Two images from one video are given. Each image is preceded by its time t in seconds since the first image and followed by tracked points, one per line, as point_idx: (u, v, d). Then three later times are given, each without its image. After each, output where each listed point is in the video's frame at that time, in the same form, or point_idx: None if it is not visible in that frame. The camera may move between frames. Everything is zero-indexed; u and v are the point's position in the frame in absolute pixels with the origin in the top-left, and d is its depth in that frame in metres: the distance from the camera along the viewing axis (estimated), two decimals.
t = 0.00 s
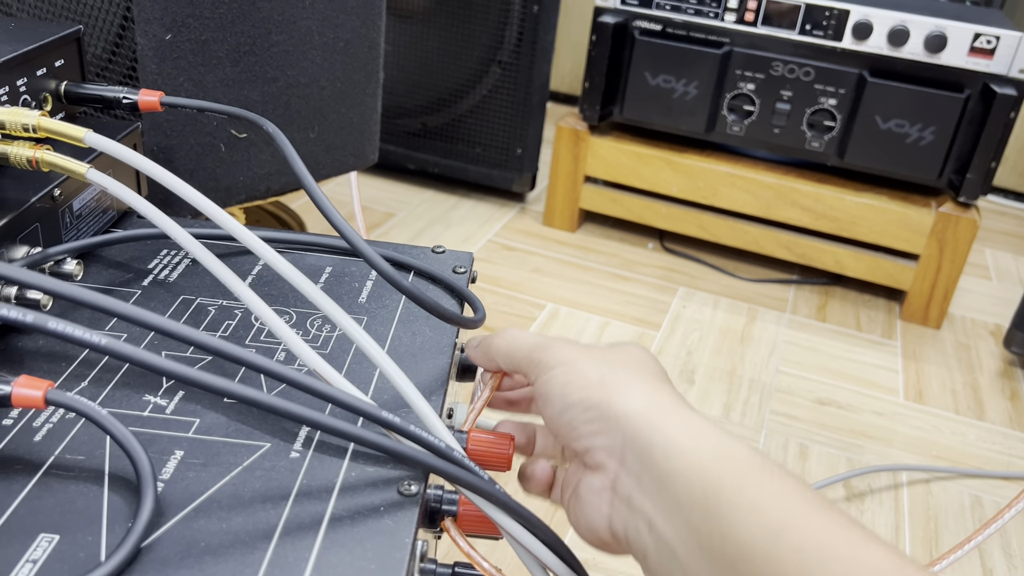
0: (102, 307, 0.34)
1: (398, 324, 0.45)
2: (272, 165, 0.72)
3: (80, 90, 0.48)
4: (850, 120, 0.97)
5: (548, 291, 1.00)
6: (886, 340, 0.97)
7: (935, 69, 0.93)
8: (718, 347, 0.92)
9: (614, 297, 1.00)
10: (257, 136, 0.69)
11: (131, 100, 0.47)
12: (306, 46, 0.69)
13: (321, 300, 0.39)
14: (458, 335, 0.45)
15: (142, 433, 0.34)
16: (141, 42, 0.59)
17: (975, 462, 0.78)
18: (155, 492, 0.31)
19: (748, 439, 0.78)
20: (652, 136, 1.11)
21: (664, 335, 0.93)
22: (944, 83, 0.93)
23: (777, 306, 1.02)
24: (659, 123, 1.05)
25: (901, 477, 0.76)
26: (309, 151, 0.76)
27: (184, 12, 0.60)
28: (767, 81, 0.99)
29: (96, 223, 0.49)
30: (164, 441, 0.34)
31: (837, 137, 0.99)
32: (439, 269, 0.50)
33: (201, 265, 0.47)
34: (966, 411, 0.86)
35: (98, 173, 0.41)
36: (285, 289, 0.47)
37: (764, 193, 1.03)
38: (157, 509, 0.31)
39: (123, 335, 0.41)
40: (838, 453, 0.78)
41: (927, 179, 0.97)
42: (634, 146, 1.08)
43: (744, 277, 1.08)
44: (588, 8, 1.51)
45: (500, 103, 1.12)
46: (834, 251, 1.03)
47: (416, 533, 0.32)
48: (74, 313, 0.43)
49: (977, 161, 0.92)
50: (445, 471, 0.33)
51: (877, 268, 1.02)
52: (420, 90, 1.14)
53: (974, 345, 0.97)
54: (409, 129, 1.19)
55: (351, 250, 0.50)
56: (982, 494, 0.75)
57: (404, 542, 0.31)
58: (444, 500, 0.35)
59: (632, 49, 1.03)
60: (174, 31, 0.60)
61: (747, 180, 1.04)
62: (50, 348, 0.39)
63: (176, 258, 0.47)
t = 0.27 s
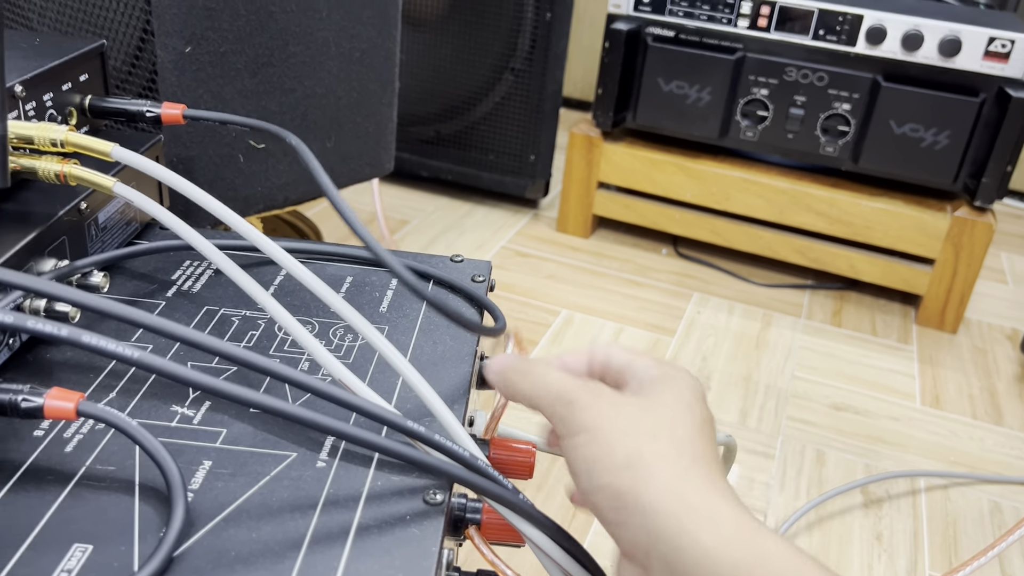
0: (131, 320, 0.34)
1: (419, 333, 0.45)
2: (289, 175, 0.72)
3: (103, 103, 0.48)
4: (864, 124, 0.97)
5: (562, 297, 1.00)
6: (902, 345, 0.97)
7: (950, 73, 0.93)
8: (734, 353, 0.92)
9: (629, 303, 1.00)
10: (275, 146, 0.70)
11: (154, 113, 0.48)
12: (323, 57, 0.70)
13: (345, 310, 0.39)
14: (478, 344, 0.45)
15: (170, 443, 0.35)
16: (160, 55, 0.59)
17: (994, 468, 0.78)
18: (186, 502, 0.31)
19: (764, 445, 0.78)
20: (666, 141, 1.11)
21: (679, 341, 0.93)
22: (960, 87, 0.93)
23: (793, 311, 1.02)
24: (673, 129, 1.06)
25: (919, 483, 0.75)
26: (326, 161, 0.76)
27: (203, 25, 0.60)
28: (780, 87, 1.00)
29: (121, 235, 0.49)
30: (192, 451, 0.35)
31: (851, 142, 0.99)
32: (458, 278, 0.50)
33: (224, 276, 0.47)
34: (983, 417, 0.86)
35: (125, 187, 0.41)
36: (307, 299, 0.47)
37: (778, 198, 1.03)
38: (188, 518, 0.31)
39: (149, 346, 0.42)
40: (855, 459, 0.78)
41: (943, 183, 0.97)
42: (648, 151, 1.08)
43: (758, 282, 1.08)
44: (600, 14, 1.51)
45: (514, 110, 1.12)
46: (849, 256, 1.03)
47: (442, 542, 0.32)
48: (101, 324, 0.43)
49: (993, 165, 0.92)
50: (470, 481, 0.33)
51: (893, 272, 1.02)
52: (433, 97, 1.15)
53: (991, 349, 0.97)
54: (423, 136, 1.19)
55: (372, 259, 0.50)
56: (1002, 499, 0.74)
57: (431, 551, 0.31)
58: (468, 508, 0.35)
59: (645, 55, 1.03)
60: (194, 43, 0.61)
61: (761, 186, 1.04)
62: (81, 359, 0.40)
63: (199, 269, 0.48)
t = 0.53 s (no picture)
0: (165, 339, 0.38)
1: (426, 348, 0.49)
2: (304, 197, 0.76)
3: (135, 138, 0.52)
4: (859, 139, 1.01)
5: (568, 308, 1.03)
6: (899, 352, 1.00)
7: (942, 89, 0.96)
8: (734, 362, 0.95)
9: (633, 314, 1.03)
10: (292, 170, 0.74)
11: (182, 146, 0.52)
12: (336, 84, 0.73)
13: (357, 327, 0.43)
14: (480, 357, 0.49)
15: (202, 450, 0.39)
16: (184, 87, 0.64)
17: (984, 471, 0.81)
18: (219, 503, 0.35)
19: (761, 451, 0.81)
20: (668, 156, 1.14)
21: (680, 350, 0.96)
22: (951, 103, 0.96)
23: (792, 320, 1.05)
24: (674, 144, 1.09)
25: (910, 487, 0.78)
26: (339, 182, 0.79)
27: (224, 59, 0.64)
28: (777, 103, 1.03)
29: (151, 258, 0.53)
30: (222, 457, 0.38)
31: (847, 156, 1.02)
32: (462, 295, 0.54)
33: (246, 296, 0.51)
34: (976, 422, 0.88)
35: (158, 218, 0.45)
36: (323, 317, 0.51)
37: (777, 211, 1.07)
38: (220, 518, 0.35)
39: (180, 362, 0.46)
40: (849, 464, 0.81)
41: (936, 195, 0.99)
42: (651, 166, 1.12)
43: (759, 292, 1.11)
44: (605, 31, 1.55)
45: (520, 126, 1.16)
46: (847, 266, 1.06)
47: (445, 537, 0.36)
48: (136, 343, 0.47)
49: (985, 177, 0.95)
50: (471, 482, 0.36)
51: (890, 282, 1.05)
52: (442, 116, 1.19)
53: (986, 357, 1.00)
54: (432, 152, 1.23)
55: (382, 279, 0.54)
56: (991, 502, 0.77)
57: (435, 545, 0.35)
58: (469, 508, 0.39)
59: (646, 74, 1.07)
60: (216, 76, 0.65)
61: (760, 199, 1.07)
62: (115, 372, 0.43)
63: (224, 290, 0.52)
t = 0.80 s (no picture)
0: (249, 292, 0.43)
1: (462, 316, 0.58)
2: (349, 196, 0.86)
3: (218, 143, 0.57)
4: (854, 139, 1.08)
5: (585, 297, 1.12)
6: (892, 336, 1.08)
7: (929, 92, 1.04)
8: (737, 345, 1.04)
9: (644, 302, 1.12)
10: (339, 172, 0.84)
11: (256, 149, 0.57)
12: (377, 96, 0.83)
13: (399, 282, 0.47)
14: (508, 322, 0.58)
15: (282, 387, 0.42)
16: (250, 101, 0.72)
17: (965, 440, 0.89)
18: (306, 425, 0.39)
19: (761, 422, 0.90)
20: (677, 157, 1.23)
21: (688, 335, 1.05)
22: (938, 104, 1.04)
23: (793, 308, 1.13)
24: (682, 146, 1.17)
25: (896, 453, 0.86)
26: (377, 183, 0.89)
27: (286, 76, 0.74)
28: (777, 107, 1.11)
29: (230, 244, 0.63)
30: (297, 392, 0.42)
31: (843, 155, 1.10)
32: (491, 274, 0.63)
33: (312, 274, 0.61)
34: (961, 397, 0.96)
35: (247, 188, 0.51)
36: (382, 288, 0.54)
37: (779, 207, 1.15)
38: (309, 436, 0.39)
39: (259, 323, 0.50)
40: (841, 433, 0.89)
41: (926, 191, 1.07)
42: (661, 167, 1.20)
43: (763, 283, 1.19)
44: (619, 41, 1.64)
45: (540, 132, 1.25)
46: (844, 257, 1.14)
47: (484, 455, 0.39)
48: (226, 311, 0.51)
49: (968, 173, 1.03)
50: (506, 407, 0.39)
51: (884, 272, 1.13)
52: (468, 123, 1.28)
53: (974, 339, 1.07)
54: (458, 157, 1.32)
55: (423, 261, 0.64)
56: (969, 466, 0.85)
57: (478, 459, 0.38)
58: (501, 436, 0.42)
59: (656, 82, 1.15)
60: (275, 90, 0.73)
61: (763, 196, 1.15)
62: (210, 314, 0.48)
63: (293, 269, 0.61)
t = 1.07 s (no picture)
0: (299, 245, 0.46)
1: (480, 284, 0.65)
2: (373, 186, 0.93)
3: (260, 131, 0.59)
4: (848, 130, 1.14)
5: (593, 283, 1.19)
6: (886, 317, 1.13)
7: (918, 85, 1.10)
8: (737, 326, 1.10)
9: (650, 287, 1.18)
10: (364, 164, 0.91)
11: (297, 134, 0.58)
12: (400, 91, 0.82)
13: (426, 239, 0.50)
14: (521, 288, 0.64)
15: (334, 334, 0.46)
16: (282, 94, 0.72)
17: (952, 410, 0.94)
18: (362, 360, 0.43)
19: (758, 395, 0.96)
20: (681, 150, 1.29)
21: (691, 317, 1.11)
22: (927, 97, 1.10)
23: (792, 292, 1.19)
24: (685, 139, 1.24)
25: (886, 422, 0.92)
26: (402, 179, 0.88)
27: (315, 69, 0.73)
28: (775, 101, 1.17)
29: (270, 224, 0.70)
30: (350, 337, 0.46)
31: (837, 145, 1.16)
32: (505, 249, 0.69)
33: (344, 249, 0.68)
34: (949, 372, 1.02)
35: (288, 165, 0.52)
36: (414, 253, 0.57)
37: (777, 196, 1.21)
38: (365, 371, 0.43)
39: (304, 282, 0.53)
40: (834, 404, 0.95)
41: (916, 179, 1.13)
42: (665, 159, 1.27)
43: (764, 269, 1.25)
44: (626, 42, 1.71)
45: (550, 127, 1.32)
46: (840, 243, 1.20)
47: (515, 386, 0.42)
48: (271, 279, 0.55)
49: (956, 161, 1.09)
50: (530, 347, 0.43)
51: (879, 257, 1.18)
52: (482, 119, 1.35)
53: (964, 320, 1.13)
54: (473, 152, 1.39)
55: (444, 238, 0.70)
56: (955, 433, 0.91)
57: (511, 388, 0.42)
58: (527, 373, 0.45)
59: (659, 78, 1.22)
60: (309, 84, 0.73)
61: (762, 185, 1.21)
62: (266, 277, 0.51)
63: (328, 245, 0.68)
